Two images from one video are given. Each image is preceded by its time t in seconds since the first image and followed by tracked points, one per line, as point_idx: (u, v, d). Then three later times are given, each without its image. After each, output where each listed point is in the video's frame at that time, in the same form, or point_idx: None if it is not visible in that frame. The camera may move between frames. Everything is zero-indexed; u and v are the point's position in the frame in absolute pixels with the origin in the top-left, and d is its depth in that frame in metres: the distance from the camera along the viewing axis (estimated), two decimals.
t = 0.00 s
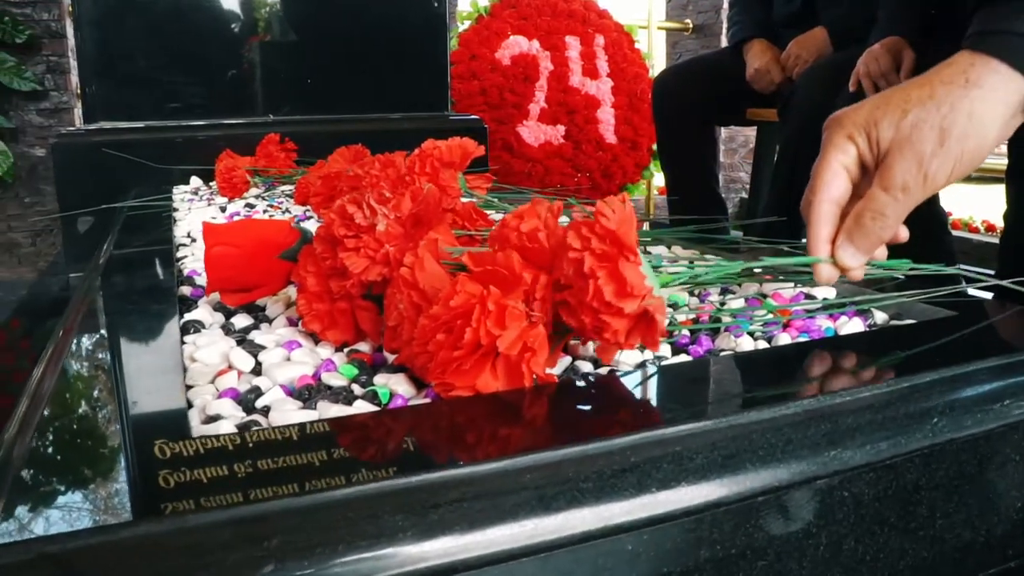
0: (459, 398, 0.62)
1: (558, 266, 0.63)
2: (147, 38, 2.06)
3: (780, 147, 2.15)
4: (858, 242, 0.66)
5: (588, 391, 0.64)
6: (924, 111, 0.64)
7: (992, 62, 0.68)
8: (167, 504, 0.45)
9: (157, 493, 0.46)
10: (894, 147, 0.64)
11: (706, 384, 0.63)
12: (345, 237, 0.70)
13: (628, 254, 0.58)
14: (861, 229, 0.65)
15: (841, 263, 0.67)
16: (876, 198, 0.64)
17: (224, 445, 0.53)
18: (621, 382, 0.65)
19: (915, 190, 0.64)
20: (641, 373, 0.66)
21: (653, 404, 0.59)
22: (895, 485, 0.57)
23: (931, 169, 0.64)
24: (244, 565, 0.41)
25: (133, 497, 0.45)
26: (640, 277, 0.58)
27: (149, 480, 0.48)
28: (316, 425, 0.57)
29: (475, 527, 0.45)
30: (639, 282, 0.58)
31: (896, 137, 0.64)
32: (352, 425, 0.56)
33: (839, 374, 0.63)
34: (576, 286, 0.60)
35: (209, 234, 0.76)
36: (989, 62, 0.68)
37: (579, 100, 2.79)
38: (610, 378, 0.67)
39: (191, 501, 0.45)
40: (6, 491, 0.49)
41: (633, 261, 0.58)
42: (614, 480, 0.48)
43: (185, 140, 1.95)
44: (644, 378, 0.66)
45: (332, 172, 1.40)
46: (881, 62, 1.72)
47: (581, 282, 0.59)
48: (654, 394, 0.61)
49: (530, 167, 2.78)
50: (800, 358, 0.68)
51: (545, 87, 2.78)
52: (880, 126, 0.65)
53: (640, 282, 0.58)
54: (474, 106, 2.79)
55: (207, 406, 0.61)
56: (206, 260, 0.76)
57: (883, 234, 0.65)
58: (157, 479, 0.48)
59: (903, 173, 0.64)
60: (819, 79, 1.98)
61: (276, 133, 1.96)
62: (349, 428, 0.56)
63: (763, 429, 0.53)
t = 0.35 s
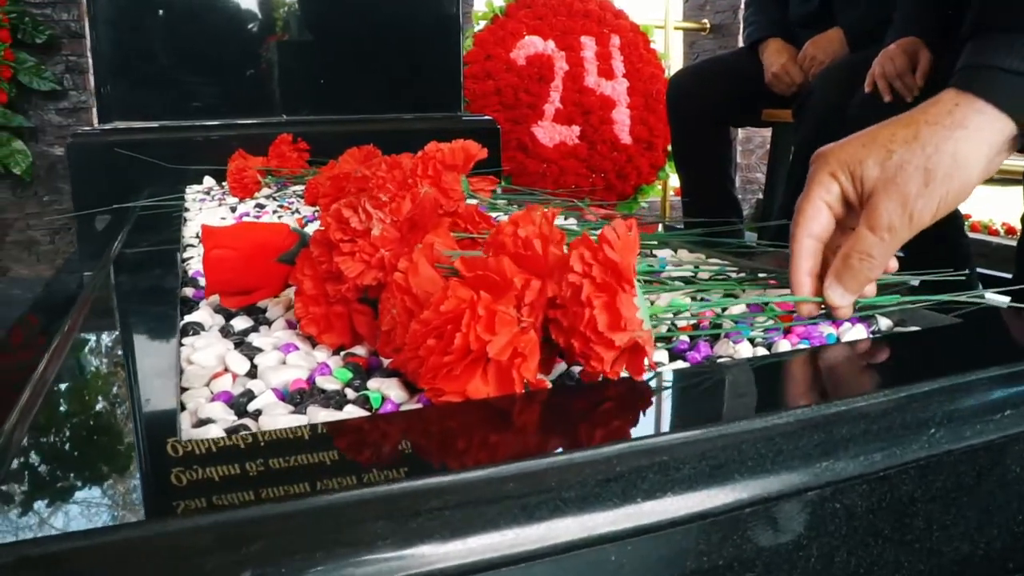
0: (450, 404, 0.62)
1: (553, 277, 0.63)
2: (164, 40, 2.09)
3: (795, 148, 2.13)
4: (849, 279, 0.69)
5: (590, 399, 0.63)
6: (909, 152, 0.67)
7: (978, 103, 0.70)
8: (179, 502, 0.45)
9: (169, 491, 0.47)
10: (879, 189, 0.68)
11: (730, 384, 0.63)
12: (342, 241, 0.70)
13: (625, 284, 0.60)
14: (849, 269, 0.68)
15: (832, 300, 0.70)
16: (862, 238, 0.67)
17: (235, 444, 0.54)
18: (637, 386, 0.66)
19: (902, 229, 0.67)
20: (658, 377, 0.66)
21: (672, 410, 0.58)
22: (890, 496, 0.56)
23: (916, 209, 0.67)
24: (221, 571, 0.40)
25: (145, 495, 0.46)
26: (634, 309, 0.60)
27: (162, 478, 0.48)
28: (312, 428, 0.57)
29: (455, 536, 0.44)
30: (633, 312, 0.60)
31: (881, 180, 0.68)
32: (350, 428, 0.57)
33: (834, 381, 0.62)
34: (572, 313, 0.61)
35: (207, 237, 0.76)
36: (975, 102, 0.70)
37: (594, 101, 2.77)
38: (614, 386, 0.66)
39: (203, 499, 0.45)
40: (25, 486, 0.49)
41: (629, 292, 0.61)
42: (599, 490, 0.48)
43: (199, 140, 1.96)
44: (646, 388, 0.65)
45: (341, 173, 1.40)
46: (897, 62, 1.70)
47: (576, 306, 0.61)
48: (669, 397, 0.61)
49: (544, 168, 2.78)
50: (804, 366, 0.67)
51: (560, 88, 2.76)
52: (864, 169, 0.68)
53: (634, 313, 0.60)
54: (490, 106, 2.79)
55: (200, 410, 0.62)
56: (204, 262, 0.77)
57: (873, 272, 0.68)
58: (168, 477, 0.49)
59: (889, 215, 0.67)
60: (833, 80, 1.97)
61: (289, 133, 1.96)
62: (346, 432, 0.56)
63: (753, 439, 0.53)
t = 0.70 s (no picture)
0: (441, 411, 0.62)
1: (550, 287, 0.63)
2: (180, 42, 2.11)
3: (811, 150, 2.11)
4: (851, 268, 0.67)
5: (586, 407, 0.62)
6: (916, 144, 0.66)
7: (986, 98, 0.70)
8: (192, 502, 0.45)
9: (183, 490, 0.47)
10: (886, 178, 0.66)
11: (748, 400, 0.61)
12: (337, 247, 0.70)
13: (623, 293, 0.60)
14: (852, 258, 0.66)
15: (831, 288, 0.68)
16: (867, 228, 0.65)
17: (247, 443, 0.54)
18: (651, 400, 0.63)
19: (907, 221, 0.66)
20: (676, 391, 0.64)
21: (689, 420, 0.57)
22: (883, 511, 0.55)
23: (921, 201, 0.66)
24: None
25: (159, 493, 0.46)
26: (632, 318, 0.60)
27: (175, 476, 0.49)
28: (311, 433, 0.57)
29: (434, 547, 0.44)
30: (631, 321, 0.60)
31: (889, 169, 0.66)
32: (347, 434, 0.56)
33: (832, 393, 0.61)
34: (568, 322, 0.61)
35: (206, 241, 0.77)
36: (981, 99, 0.70)
37: (611, 102, 2.75)
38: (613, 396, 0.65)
39: (216, 498, 0.45)
40: (42, 482, 0.50)
41: (626, 300, 0.60)
42: (584, 501, 0.48)
43: (214, 141, 1.97)
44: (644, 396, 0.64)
45: (352, 175, 1.40)
46: (915, 63, 1.68)
47: (574, 318, 0.61)
48: (685, 414, 0.59)
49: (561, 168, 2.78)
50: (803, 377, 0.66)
51: (577, 88, 2.76)
52: (873, 157, 0.67)
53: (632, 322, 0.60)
54: (507, 108, 2.84)
55: (193, 415, 0.62)
56: (204, 267, 0.77)
57: (876, 262, 0.66)
58: (182, 476, 0.49)
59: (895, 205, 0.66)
60: (850, 82, 1.95)
61: (303, 134, 1.97)
62: (341, 437, 0.56)
63: (744, 450, 0.52)
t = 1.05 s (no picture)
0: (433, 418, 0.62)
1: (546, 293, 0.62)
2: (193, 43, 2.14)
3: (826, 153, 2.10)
4: (954, 186, 0.47)
5: (581, 415, 0.62)
6: None
7: None
8: (205, 499, 0.46)
9: (194, 488, 0.48)
10: (993, 88, 0.48)
11: (762, 410, 0.61)
12: (333, 251, 0.70)
13: (622, 300, 0.60)
14: (957, 170, 0.46)
15: (931, 211, 0.48)
16: (974, 135, 0.46)
17: (261, 443, 0.55)
18: (656, 418, 0.61)
19: (1023, 134, 0.47)
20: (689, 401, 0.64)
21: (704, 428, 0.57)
22: (875, 522, 0.55)
23: None
24: None
25: (172, 489, 0.47)
26: (629, 326, 0.60)
27: (189, 473, 0.50)
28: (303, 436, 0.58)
29: (416, 554, 0.44)
30: (627, 329, 0.60)
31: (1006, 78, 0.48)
32: (352, 437, 0.57)
33: (829, 405, 0.61)
34: (563, 327, 0.60)
35: (206, 245, 0.78)
36: None
37: (627, 102, 2.74)
38: (609, 404, 0.64)
39: (229, 496, 0.46)
40: (59, 479, 0.51)
41: (624, 308, 0.60)
42: (568, 509, 0.48)
43: (228, 142, 1.98)
44: (642, 405, 0.64)
45: (360, 177, 1.40)
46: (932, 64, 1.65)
47: (570, 324, 0.60)
48: (699, 427, 0.58)
49: (575, 170, 2.77)
50: (801, 390, 0.65)
51: (592, 89, 2.75)
52: (977, 62, 0.50)
53: (629, 329, 0.60)
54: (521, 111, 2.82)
55: (188, 418, 0.62)
56: (204, 270, 0.78)
57: (983, 180, 0.47)
58: (196, 474, 0.50)
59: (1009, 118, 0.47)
60: (865, 84, 1.93)
61: (317, 136, 1.98)
62: (338, 439, 0.57)
63: (733, 459, 0.52)
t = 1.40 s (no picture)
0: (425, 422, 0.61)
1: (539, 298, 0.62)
2: (206, 45, 2.23)
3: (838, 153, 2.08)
4: None
5: (574, 419, 0.62)
6: None
7: None
8: (214, 497, 0.47)
9: (205, 485, 0.49)
10: None
11: (776, 409, 0.61)
12: (328, 255, 0.71)
13: (615, 305, 0.60)
14: None
15: None
16: None
17: (271, 443, 0.56)
18: (649, 423, 0.61)
19: None
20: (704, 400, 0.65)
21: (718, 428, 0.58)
22: (867, 531, 0.54)
23: None
24: None
25: (183, 486, 0.48)
26: (622, 331, 0.59)
27: (200, 471, 0.51)
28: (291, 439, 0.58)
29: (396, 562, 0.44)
30: (621, 333, 0.59)
31: None
32: (351, 439, 0.57)
33: (823, 411, 0.60)
34: (556, 332, 0.60)
35: (204, 248, 0.77)
36: None
37: (639, 103, 2.73)
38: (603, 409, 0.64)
39: (239, 495, 0.47)
40: (74, 475, 0.51)
41: (617, 313, 0.60)
42: (551, 516, 0.47)
43: (240, 142, 1.99)
44: (639, 411, 0.64)
45: (368, 178, 1.40)
46: (946, 64, 1.61)
47: (562, 329, 0.60)
48: (714, 425, 0.59)
49: (587, 171, 2.72)
50: (797, 395, 0.65)
51: (606, 89, 2.74)
52: None
53: (623, 333, 0.59)
54: (534, 110, 2.81)
55: (180, 420, 0.63)
56: (204, 273, 0.77)
57: None
58: (207, 473, 0.51)
59: None
60: (877, 85, 1.92)
61: (328, 137, 2.00)
62: (333, 442, 0.57)
63: (722, 466, 0.51)
